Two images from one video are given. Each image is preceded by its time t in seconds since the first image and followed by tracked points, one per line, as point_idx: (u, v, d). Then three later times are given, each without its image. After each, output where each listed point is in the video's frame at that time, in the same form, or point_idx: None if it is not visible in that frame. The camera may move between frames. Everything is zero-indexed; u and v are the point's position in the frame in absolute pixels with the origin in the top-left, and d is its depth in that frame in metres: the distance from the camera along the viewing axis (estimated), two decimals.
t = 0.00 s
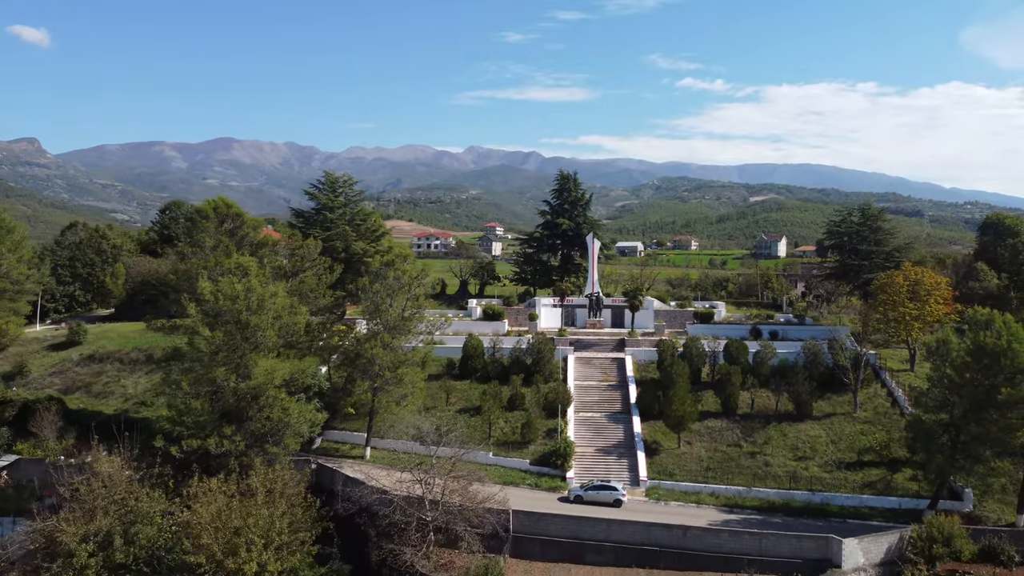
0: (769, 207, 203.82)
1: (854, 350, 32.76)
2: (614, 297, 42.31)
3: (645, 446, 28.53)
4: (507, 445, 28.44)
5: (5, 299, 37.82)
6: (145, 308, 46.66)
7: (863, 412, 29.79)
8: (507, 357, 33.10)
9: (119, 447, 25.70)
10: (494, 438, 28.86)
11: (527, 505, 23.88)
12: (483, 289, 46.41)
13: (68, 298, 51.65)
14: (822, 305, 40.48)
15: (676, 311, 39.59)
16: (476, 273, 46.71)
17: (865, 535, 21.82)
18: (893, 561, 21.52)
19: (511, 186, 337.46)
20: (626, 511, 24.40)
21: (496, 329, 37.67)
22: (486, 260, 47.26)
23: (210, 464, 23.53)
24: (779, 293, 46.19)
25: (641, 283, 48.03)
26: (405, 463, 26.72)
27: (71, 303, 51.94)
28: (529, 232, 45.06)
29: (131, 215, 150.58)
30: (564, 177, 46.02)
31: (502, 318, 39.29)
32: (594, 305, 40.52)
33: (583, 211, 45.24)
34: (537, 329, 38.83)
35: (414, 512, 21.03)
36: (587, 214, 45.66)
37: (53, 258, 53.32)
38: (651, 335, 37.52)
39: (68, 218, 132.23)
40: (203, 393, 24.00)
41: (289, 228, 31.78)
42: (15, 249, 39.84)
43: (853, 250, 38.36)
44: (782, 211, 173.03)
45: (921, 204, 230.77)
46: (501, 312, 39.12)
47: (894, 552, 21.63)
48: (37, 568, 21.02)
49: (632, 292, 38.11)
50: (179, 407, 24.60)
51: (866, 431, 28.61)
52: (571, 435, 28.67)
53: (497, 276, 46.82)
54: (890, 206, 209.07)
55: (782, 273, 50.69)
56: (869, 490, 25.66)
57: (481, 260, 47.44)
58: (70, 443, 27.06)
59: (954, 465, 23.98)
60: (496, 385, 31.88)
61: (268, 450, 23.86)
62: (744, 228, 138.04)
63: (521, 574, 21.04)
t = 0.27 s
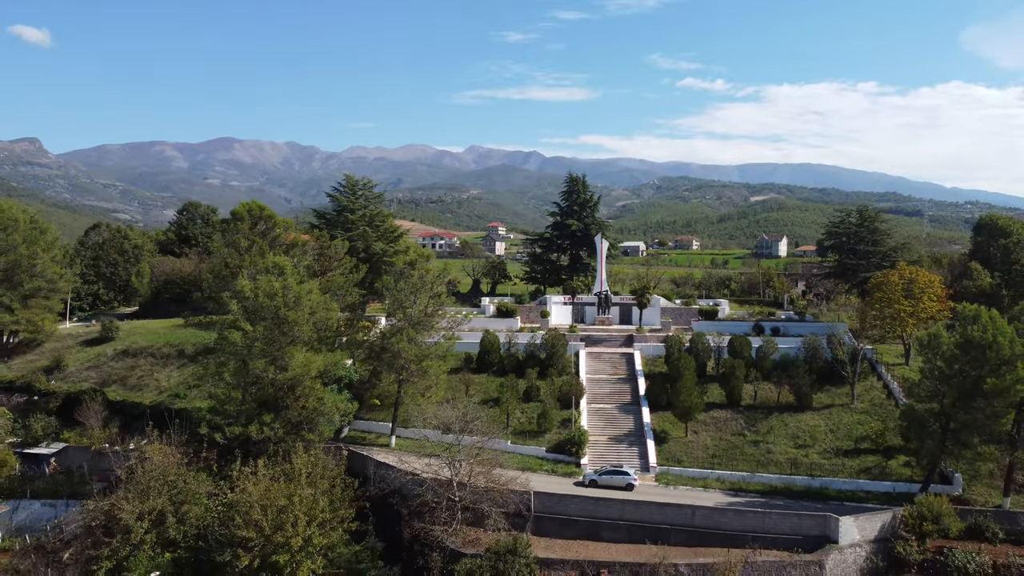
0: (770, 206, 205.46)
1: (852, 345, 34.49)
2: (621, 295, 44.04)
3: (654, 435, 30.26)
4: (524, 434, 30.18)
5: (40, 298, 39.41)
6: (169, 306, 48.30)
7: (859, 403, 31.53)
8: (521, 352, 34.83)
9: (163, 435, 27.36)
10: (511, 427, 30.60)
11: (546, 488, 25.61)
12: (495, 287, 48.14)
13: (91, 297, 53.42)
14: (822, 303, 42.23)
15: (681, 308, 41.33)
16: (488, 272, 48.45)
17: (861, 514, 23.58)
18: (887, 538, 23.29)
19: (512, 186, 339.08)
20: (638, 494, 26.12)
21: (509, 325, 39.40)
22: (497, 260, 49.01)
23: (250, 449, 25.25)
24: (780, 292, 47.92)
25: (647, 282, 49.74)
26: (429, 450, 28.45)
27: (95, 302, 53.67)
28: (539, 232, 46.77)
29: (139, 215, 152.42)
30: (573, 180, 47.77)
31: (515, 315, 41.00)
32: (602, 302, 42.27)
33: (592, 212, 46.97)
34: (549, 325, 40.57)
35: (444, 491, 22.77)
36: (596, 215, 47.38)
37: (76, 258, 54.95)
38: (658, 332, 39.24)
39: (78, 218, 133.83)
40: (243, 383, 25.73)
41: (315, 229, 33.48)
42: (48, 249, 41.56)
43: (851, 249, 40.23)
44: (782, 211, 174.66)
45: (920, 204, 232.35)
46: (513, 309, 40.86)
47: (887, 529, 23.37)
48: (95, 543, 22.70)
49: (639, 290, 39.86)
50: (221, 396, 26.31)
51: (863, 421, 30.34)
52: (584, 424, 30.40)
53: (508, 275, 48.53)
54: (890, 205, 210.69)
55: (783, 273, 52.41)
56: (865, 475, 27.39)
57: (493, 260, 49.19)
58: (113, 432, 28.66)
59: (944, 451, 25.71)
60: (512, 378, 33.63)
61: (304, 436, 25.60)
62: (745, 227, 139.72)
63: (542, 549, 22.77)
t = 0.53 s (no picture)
0: (740, 206, 209.29)
1: (818, 339, 36.71)
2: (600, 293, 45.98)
3: (633, 424, 32.19)
4: (511, 424, 31.96)
5: (36, 296, 40.32)
6: (160, 305, 49.33)
7: (824, 393, 33.75)
8: (507, 347, 36.58)
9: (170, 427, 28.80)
10: (499, 417, 32.35)
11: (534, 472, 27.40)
12: (478, 286, 49.87)
13: (80, 296, 54.14)
14: (790, 301, 44.50)
15: (657, 306, 43.36)
16: (471, 272, 50.16)
17: (824, 492, 25.68)
18: (847, 514, 25.44)
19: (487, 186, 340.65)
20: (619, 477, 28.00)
21: (494, 322, 41.14)
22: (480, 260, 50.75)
23: (255, 438, 26.78)
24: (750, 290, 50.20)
25: (624, 281, 51.78)
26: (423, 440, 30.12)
27: (83, 300, 54.41)
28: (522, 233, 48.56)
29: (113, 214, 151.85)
30: (554, 183, 49.65)
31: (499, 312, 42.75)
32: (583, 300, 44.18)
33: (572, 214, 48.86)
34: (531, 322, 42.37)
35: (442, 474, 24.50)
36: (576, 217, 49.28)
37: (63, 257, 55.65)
38: (636, 328, 41.22)
39: (53, 216, 133.22)
40: (249, 375, 27.21)
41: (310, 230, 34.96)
42: (43, 249, 42.53)
43: (818, 249, 42.52)
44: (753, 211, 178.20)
45: (886, 204, 237.69)
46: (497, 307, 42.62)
47: (848, 506, 25.50)
48: (113, 526, 24.00)
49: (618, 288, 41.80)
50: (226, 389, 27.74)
51: (827, 410, 32.53)
52: (568, 415, 32.23)
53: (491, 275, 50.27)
54: (857, 205, 215.53)
55: (753, 272, 54.73)
56: (829, 459, 29.52)
57: (476, 260, 50.93)
58: (119, 424, 30.01)
59: (901, 436, 27.92)
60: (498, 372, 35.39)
61: (306, 425, 27.16)
62: (716, 227, 142.71)
63: (533, 527, 24.54)
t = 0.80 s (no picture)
0: (679, 207, 214.86)
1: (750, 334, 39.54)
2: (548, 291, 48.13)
3: (582, 414, 34.37)
4: (468, 415, 33.82)
5: None
6: (111, 304, 49.46)
7: (756, 383, 36.56)
8: (461, 343, 38.40)
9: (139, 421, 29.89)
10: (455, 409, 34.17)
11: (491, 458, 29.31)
12: (430, 285, 51.50)
13: (26, 295, 53.66)
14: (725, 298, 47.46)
15: (602, 304, 45.74)
16: (423, 271, 51.77)
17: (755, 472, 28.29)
18: (776, 491, 28.07)
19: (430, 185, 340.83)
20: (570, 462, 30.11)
21: (447, 319, 42.88)
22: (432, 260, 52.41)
23: (226, 430, 27.95)
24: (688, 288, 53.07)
25: (570, 279, 54.07)
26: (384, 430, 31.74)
27: (29, 299, 53.95)
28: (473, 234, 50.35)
29: (46, 212, 147.91)
30: (503, 185, 51.62)
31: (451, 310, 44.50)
32: (531, 298, 46.27)
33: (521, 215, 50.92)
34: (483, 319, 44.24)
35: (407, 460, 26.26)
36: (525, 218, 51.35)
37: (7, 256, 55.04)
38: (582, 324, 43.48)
39: None
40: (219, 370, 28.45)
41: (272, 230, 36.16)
42: None
43: (750, 250, 45.51)
44: (690, 211, 183.42)
45: (816, 206, 246.87)
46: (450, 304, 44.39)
47: (777, 484, 28.15)
48: (90, 515, 24.97)
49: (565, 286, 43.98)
50: (196, 383, 28.89)
51: (759, 398, 35.29)
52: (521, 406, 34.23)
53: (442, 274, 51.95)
54: (789, 206, 223.45)
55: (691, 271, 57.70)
56: (760, 443, 32.19)
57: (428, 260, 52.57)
58: (85, 420, 31.14)
59: (824, 420, 30.74)
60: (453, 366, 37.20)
61: (275, 417, 28.56)
62: (656, 228, 146.84)
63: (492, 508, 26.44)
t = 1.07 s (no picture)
0: (646, 207, 218.16)
1: (715, 330, 41.89)
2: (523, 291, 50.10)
3: (558, 406, 36.35)
4: (449, 407, 35.62)
5: None
6: (95, 303, 50.30)
7: (721, 376, 38.88)
8: (442, 340, 40.18)
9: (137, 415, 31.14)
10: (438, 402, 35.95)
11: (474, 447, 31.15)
12: (409, 285, 53.19)
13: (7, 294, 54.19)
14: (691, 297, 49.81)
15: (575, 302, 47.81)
16: (403, 272, 53.47)
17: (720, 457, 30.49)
18: (739, 474, 30.31)
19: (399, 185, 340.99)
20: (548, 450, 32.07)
21: (427, 316, 44.60)
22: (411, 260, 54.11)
23: (223, 421, 29.44)
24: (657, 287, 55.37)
25: (543, 279, 56.09)
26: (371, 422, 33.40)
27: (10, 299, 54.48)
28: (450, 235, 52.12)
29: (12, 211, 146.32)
30: (480, 189, 53.43)
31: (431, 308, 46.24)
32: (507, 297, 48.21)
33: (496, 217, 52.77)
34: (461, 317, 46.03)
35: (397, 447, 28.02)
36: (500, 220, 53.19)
37: None
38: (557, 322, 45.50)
39: None
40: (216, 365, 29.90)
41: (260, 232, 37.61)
42: None
43: (715, 251, 47.89)
44: (657, 212, 186.62)
45: (780, 206, 252.05)
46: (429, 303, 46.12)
47: (740, 468, 30.38)
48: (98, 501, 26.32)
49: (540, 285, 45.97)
50: (194, 378, 30.32)
51: (723, 391, 37.59)
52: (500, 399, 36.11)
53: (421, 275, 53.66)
54: (753, 207, 228.01)
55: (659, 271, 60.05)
56: (724, 432, 34.44)
57: (407, 261, 54.26)
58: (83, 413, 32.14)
59: (783, 409, 33.08)
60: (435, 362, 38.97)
61: (269, 409, 30.11)
62: (624, 228, 149.54)
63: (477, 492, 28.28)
